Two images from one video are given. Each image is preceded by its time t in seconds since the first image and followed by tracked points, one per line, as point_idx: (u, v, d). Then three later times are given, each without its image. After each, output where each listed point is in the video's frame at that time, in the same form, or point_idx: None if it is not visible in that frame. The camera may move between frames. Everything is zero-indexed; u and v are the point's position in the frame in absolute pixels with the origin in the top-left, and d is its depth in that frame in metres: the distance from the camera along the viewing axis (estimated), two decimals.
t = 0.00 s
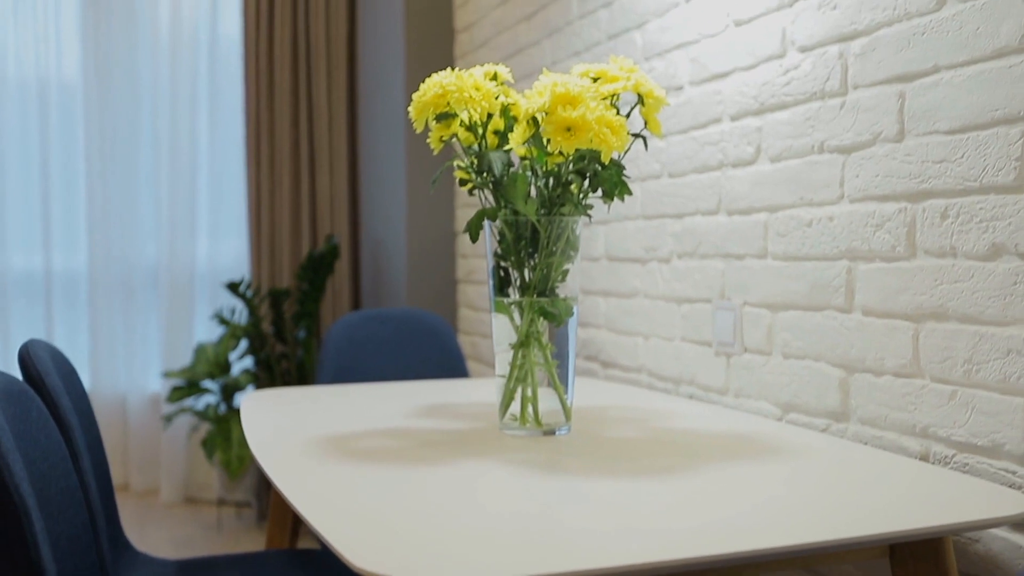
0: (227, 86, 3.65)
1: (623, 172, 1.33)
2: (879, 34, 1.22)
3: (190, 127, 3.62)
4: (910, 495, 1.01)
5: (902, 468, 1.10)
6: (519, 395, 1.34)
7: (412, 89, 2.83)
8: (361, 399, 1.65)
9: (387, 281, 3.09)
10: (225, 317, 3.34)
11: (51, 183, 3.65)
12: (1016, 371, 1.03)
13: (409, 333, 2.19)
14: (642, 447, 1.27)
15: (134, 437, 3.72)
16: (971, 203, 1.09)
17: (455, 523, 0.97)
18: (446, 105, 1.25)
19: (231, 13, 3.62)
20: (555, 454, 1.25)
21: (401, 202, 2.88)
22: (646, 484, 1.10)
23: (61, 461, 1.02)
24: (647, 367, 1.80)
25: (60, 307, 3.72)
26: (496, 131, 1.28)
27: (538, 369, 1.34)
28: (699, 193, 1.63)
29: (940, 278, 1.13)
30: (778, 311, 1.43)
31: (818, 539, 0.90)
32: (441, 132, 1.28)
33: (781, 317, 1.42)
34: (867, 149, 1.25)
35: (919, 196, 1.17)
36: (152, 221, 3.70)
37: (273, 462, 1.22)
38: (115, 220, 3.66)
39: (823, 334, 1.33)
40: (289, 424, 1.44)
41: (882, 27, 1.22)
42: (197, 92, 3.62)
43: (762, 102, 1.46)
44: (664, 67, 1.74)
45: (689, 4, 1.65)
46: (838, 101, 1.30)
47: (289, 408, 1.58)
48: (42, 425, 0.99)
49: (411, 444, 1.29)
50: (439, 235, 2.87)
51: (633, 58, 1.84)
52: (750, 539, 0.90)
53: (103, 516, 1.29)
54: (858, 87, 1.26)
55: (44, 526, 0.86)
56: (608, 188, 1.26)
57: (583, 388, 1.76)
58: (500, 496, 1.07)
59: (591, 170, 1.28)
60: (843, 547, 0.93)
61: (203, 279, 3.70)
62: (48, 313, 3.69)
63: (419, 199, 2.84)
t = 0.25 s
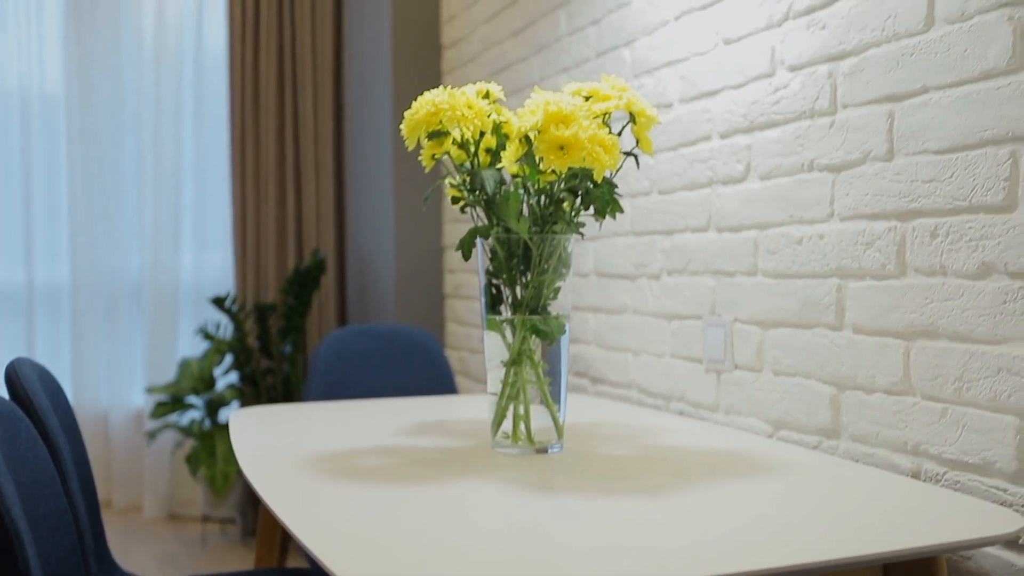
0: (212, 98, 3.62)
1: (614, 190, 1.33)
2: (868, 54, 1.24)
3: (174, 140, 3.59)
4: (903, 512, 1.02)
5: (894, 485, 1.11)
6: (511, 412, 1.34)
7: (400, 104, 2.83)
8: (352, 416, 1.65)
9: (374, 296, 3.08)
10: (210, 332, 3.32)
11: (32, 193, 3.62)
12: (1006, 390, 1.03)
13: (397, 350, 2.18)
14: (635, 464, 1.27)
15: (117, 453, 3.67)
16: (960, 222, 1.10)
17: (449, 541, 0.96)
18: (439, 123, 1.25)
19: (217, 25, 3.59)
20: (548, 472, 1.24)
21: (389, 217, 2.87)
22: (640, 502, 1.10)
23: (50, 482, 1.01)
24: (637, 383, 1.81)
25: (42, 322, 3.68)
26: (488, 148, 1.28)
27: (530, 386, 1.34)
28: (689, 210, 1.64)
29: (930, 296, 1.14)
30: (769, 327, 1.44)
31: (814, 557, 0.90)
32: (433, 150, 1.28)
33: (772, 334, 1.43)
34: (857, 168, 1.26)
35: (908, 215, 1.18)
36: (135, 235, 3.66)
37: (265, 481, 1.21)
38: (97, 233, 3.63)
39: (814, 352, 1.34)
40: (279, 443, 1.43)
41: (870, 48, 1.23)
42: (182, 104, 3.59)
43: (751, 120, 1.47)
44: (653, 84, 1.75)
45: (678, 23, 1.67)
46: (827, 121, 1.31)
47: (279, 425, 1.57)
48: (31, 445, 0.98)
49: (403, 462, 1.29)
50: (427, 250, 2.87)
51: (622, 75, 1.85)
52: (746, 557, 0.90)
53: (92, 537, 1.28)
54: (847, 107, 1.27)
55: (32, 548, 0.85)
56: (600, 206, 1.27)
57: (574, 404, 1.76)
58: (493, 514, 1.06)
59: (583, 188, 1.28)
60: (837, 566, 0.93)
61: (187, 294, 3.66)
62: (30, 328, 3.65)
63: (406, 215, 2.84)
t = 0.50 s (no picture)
0: (196, 112, 3.59)
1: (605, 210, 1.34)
2: (856, 77, 1.25)
3: (156, 153, 3.55)
4: (895, 533, 1.02)
5: (885, 506, 1.11)
6: (503, 433, 1.34)
7: (386, 119, 2.83)
8: (341, 436, 1.64)
9: (358, 313, 3.07)
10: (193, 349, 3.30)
11: (11, 205, 3.57)
12: (995, 411, 1.04)
13: (384, 368, 2.17)
14: (626, 485, 1.27)
15: (97, 471, 3.62)
16: (949, 244, 1.11)
17: (443, 565, 0.96)
18: (430, 144, 1.25)
19: (201, 36, 3.56)
20: (539, 493, 1.24)
21: (374, 233, 2.87)
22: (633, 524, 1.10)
23: (38, 508, 1.00)
24: (625, 401, 1.81)
25: (20, 337, 3.63)
26: (480, 169, 1.28)
27: (522, 407, 1.34)
28: (678, 229, 1.65)
29: (919, 317, 1.15)
30: (758, 347, 1.45)
31: None
32: (425, 170, 1.28)
33: (761, 353, 1.44)
34: (845, 190, 1.27)
35: (897, 236, 1.19)
36: (116, 249, 3.62)
37: (255, 503, 1.20)
38: (77, 246, 3.59)
39: (803, 371, 1.35)
40: (269, 464, 1.42)
41: (858, 70, 1.25)
42: (165, 116, 3.55)
43: (740, 140, 1.48)
44: (641, 103, 1.76)
45: (666, 44, 1.68)
46: (816, 142, 1.32)
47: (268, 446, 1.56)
48: (19, 471, 0.97)
49: (394, 484, 1.28)
50: (412, 266, 2.86)
51: (609, 94, 1.86)
52: None
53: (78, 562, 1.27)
54: (836, 128, 1.28)
55: None
56: (592, 227, 1.27)
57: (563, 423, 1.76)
58: (487, 536, 1.06)
59: (574, 209, 1.29)
60: None
61: (168, 311, 3.61)
62: (8, 343, 3.59)
63: (391, 231, 2.83)
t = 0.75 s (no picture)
0: (181, 125, 3.58)
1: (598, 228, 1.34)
2: (846, 97, 1.26)
3: (142, 166, 3.53)
4: (888, 552, 1.03)
5: (878, 524, 1.12)
6: (496, 452, 1.34)
7: (374, 133, 2.83)
8: (331, 454, 1.63)
9: (346, 327, 3.06)
10: (178, 364, 3.28)
11: None
12: (987, 430, 1.05)
13: (373, 384, 2.17)
14: (619, 504, 1.27)
15: (79, 489, 3.56)
16: (940, 263, 1.12)
17: None
18: (424, 162, 1.25)
19: (186, 48, 3.55)
20: (533, 513, 1.24)
21: (363, 248, 2.86)
22: (628, 544, 1.10)
23: (26, 530, 0.99)
24: (616, 418, 1.81)
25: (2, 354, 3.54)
26: (473, 187, 1.28)
27: (515, 425, 1.34)
28: (669, 246, 1.65)
29: (911, 335, 1.16)
30: (749, 364, 1.46)
31: None
32: (418, 188, 1.28)
33: (753, 370, 1.44)
34: (836, 208, 1.28)
35: (888, 255, 1.19)
36: (101, 263, 3.58)
37: (246, 523, 1.19)
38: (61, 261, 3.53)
39: (795, 389, 1.35)
40: (261, 483, 1.41)
41: (849, 90, 1.26)
42: (150, 129, 3.54)
43: (731, 158, 1.49)
44: (631, 120, 1.77)
45: (656, 62, 1.69)
46: (806, 161, 1.33)
47: (259, 464, 1.55)
48: (8, 493, 0.96)
49: (386, 504, 1.27)
50: (400, 281, 2.85)
51: (600, 111, 1.87)
52: None
53: None
54: (827, 148, 1.30)
55: None
56: (585, 245, 1.27)
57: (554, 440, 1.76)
58: (482, 557, 1.05)
59: (568, 227, 1.29)
60: None
61: (154, 325, 3.58)
62: None
63: (380, 246, 2.83)
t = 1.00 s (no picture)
0: (166, 142, 3.57)
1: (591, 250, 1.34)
2: (837, 120, 1.27)
3: (127, 182, 3.50)
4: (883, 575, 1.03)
5: (872, 547, 1.12)
6: (488, 474, 1.34)
7: (362, 150, 2.82)
8: (321, 475, 1.62)
9: (333, 345, 3.04)
10: (162, 381, 3.25)
11: None
12: (981, 452, 1.05)
13: (360, 402, 2.16)
14: (613, 526, 1.26)
15: (58, 509, 3.49)
16: (931, 286, 1.12)
17: None
18: (418, 183, 1.26)
19: (172, 63, 3.55)
20: (527, 536, 1.23)
21: (350, 265, 2.85)
22: (623, 568, 1.09)
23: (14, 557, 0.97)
24: (606, 437, 1.81)
25: None
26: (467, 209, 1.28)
27: (508, 447, 1.33)
28: (660, 266, 1.66)
29: (903, 357, 1.16)
30: (741, 384, 1.46)
31: None
32: (412, 210, 1.28)
33: (744, 391, 1.45)
34: (828, 230, 1.29)
35: (879, 277, 1.20)
36: (84, 279, 3.55)
37: (237, 548, 1.18)
38: (42, 278, 3.49)
39: (788, 409, 1.36)
40: (250, 506, 1.40)
41: (839, 114, 1.27)
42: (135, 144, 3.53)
43: (722, 179, 1.50)
44: (621, 140, 1.77)
45: (647, 82, 1.70)
46: (797, 183, 1.34)
47: (247, 486, 1.54)
48: None
49: (379, 527, 1.26)
50: (388, 298, 2.85)
51: (590, 130, 1.88)
52: None
53: None
54: (818, 170, 1.31)
55: None
56: (578, 267, 1.27)
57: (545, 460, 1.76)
58: None
59: (561, 248, 1.29)
60: None
61: (137, 341, 3.54)
62: None
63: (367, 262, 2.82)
